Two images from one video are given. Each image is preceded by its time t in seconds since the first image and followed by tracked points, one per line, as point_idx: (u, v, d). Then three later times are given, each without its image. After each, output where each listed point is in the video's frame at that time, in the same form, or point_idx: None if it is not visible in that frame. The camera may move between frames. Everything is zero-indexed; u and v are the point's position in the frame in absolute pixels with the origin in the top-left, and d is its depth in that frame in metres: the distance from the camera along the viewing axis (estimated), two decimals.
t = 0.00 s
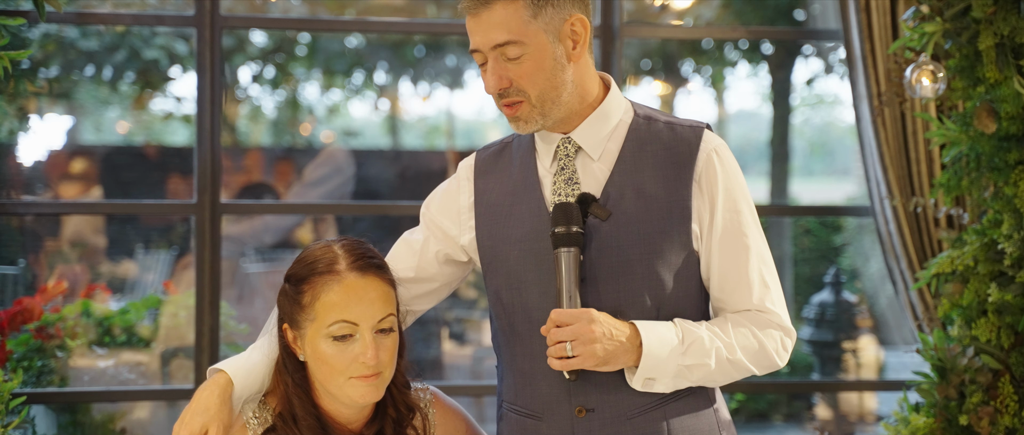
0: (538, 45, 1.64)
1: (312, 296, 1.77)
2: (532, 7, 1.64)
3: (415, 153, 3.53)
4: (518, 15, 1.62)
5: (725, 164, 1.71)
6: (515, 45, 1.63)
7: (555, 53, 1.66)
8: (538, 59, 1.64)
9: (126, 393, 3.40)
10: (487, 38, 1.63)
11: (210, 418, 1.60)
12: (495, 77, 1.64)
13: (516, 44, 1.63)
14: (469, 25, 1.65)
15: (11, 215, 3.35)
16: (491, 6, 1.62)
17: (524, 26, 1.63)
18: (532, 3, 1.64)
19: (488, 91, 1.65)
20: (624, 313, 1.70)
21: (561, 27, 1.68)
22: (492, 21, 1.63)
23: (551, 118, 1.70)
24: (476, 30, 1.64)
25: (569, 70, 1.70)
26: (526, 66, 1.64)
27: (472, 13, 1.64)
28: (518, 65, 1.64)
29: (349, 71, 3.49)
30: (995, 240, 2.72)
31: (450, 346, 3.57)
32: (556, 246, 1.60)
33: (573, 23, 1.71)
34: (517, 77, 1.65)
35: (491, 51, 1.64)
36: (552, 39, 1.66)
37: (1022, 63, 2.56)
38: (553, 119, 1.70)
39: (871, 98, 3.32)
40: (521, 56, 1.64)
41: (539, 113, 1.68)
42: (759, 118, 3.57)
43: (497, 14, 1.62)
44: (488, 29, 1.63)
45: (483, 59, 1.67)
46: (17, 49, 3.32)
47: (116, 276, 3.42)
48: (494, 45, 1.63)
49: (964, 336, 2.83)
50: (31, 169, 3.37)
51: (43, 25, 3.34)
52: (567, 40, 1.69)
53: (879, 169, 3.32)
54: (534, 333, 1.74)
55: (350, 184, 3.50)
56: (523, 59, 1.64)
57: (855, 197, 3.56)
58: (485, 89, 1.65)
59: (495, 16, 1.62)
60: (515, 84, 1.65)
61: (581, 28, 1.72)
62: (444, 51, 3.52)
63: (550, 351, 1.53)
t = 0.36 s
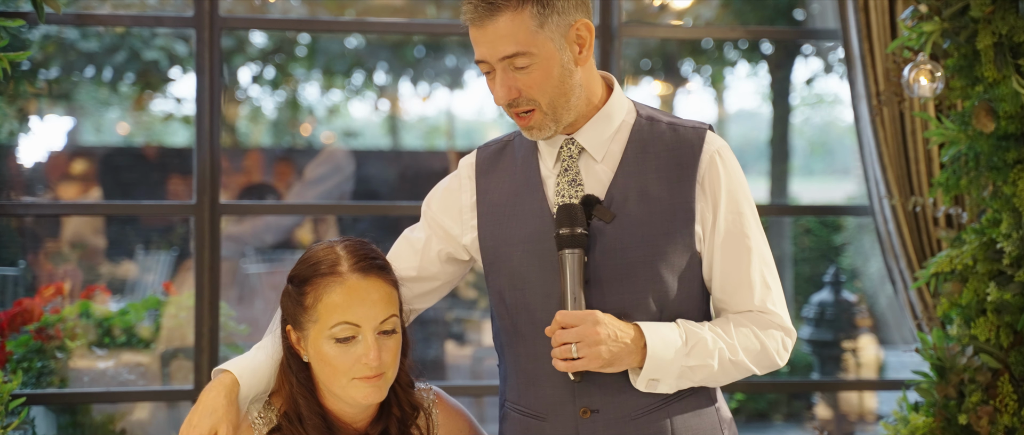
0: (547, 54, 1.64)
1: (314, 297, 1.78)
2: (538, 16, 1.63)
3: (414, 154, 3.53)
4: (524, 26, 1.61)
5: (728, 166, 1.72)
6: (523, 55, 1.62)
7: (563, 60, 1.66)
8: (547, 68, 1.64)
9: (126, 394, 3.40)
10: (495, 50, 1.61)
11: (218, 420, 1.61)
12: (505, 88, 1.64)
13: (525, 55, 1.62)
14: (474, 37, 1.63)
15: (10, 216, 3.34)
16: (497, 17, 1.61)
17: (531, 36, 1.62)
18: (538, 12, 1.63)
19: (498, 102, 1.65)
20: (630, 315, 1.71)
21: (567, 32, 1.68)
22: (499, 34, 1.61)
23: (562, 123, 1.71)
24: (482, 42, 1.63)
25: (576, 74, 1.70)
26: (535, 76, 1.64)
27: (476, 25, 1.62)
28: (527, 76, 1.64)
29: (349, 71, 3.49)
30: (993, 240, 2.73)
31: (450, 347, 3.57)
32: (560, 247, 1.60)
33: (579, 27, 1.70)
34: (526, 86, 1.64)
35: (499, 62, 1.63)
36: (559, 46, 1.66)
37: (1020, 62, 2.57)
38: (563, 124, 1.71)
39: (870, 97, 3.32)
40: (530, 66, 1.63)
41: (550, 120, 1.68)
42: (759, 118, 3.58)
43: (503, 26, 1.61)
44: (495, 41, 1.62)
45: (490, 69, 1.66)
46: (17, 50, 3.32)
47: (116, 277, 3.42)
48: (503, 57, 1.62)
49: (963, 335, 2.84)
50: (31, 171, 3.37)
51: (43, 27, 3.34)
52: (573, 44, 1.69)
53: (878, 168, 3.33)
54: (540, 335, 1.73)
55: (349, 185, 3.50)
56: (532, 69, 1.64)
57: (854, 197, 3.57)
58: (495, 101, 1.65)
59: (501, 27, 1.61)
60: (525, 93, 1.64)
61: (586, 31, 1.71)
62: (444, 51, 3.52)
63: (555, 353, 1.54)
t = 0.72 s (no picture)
0: (544, 74, 1.63)
1: (316, 301, 1.78)
2: (532, 39, 1.62)
3: (414, 154, 3.53)
4: (519, 50, 1.61)
5: (729, 161, 1.75)
6: (520, 79, 1.62)
7: (560, 75, 1.66)
8: (546, 88, 1.64)
9: (126, 395, 3.39)
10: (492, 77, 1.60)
11: (216, 423, 1.60)
12: (506, 112, 1.63)
13: (524, 79, 1.62)
14: (469, 66, 1.62)
15: (10, 217, 3.34)
16: (491, 44, 1.60)
17: (528, 59, 1.61)
18: (531, 35, 1.62)
19: (500, 126, 1.64)
20: (646, 314, 1.71)
21: (560, 48, 1.67)
22: (494, 60, 1.60)
23: (563, 134, 1.71)
24: (478, 70, 1.62)
25: (574, 86, 1.70)
26: (534, 96, 1.64)
27: (470, 54, 1.61)
28: (526, 97, 1.63)
29: (349, 72, 3.49)
30: (993, 240, 2.73)
31: (450, 347, 3.57)
32: (572, 251, 1.61)
33: (572, 41, 1.70)
34: (526, 107, 1.64)
35: (497, 87, 1.62)
36: (554, 63, 1.66)
37: (1020, 63, 2.57)
38: (564, 136, 1.72)
39: (869, 98, 3.33)
40: (529, 88, 1.63)
41: (551, 134, 1.69)
42: (759, 118, 3.58)
43: (498, 52, 1.60)
44: (492, 68, 1.61)
45: (488, 94, 1.65)
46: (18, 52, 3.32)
47: (116, 278, 3.42)
48: (501, 82, 1.61)
49: (962, 335, 2.84)
50: (32, 172, 3.37)
51: (43, 28, 3.34)
52: (567, 58, 1.69)
53: (878, 168, 3.33)
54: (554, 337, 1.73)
55: (347, 185, 3.50)
56: (530, 90, 1.63)
57: (855, 197, 3.57)
58: (498, 125, 1.64)
59: (496, 54, 1.60)
60: (526, 114, 1.64)
61: (579, 43, 1.71)
62: (443, 52, 3.53)
63: (577, 356, 1.54)
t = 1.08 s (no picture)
0: (553, 84, 1.63)
1: (315, 305, 1.78)
2: (541, 48, 1.61)
3: (416, 157, 3.54)
4: (529, 60, 1.59)
5: (728, 164, 1.76)
6: (530, 88, 1.60)
7: (567, 84, 1.66)
8: (554, 97, 1.63)
9: (128, 397, 3.39)
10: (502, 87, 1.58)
11: (220, 428, 1.60)
12: (514, 121, 1.62)
13: (533, 89, 1.60)
14: (477, 75, 1.60)
15: (13, 220, 3.35)
16: (501, 54, 1.58)
17: (537, 68, 1.60)
18: (541, 44, 1.61)
19: (508, 134, 1.63)
20: (649, 318, 1.71)
21: (568, 57, 1.67)
22: (504, 71, 1.58)
23: (569, 140, 1.72)
24: (486, 79, 1.59)
25: (579, 93, 1.70)
26: (542, 105, 1.63)
27: (479, 63, 1.58)
28: (534, 106, 1.62)
29: (351, 75, 3.50)
30: (995, 241, 2.73)
31: (453, 349, 3.57)
32: (575, 256, 1.61)
33: (579, 49, 1.69)
34: (534, 116, 1.63)
35: (506, 97, 1.60)
36: (561, 72, 1.65)
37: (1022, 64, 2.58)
38: (568, 142, 1.72)
39: (871, 99, 3.33)
40: (537, 97, 1.62)
41: (556, 142, 1.69)
42: (762, 120, 3.58)
43: (508, 62, 1.58)
44: (501, 78, 1.59)
45: (495, 102, 1.63)
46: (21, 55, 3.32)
47: (119, 281, 3.42)
48: (510, 92, 1.59)
49: (965, 337, 2.84)
50: (34, 175, 3.37)
51: (45, 31, 3.35)
52: (573, 66, 1.69)
53: (880, 170, 3.33)
54: (557, 343, 1.73)
55: (349, 187, 3.51)
56: (539, 100, 1.62)
57: (857, 199, 3.57)
58: (505, 133, 1.63)
59: (506, 64, 1.58)
60: (533, 123, 1.63)
61: (586, 51, 1.71)
62: (445, 54, 3.53)
63: (581, 362, 1.53)
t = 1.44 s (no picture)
0: (570, 76, 1.63)
1: (325, 306, 1.78)
2: (561, 39, 1.62)
3: (420, 157, 3.53)
4: (548, 50, 1.60)
5: (738, 167, 1.76)
6: (548, 79, 1.61)
7: (584, 77, 1.67)
8: (571, 89, 1.64)
9: (132, 398, 3.39)
10: (521, 76, 1.59)
11: (239, 422, 1.58)
12: (531, 112, 1.62)
13: (551, 79, 1.61)
14: (496, 64, 1.60)
15: (17, 220, 3.35)
16: (521, 43, 1.58)
17: (556, 59, 1.61)
18: (561, 35, 1.62)
19: (524, 126, 1.63)
20: (652, 317, 1.70)
21: (585, 50, 1.68)
22: (523, 60, 1.59)
23: (583, 135, 1.73)
24: (505, 69, 1.60)
25: (595, 88, 1.72)
26: (560, 97, 1.63)
27: (499, 52, 1.59)
28: (552, 97, 1.63)
29: (355, 75, 3.50)
30: (999, 242, 2.72)
31: (456, 350, 3.57)
32: (581, 253, 1.60)
33: (596, 43, 1.71)
34: (551, 107, 1.63)
35: (524, 87, 1.61)
36: (578, 65, 1.66)
37: None
38: (583, 137, 1.73)
39: (875, 99, 3.32)
40: (555, 88, 1.62)
41: (572, 136, 1.70)
42: (765, 121, 3.57)
43: (528, 52, 1.59)
44: (520, 68, 1.59)
45: (512, 93, 1.63)
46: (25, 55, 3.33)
47: (122, 281, 3.42)
48: (528, 82, 1.60)
49: (969, 337, 2.83)
50: (38, 175, 3.38)
51: (49, 31, 3.35)
52: (590, 60, 1.70)
53: (884, 171, 3.33)
54: (560, 339, 1.73)
55: (353, 188, 3.51)
56: (557, 91, 1.63)
57: (861, 199, 3.57)
58: (521, 124, 1.63)
59: (526, 53, 1.59)
60: (550, 115, 1.63)
61: (603, 45, 1.72)
62: (449, 55, 3.53)
63: (584, 358, 1.53)
